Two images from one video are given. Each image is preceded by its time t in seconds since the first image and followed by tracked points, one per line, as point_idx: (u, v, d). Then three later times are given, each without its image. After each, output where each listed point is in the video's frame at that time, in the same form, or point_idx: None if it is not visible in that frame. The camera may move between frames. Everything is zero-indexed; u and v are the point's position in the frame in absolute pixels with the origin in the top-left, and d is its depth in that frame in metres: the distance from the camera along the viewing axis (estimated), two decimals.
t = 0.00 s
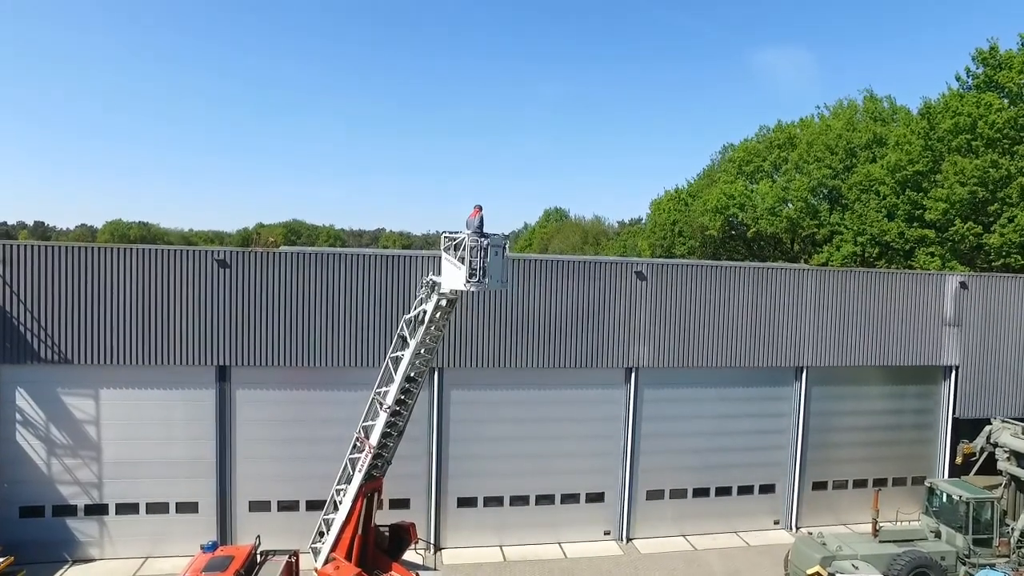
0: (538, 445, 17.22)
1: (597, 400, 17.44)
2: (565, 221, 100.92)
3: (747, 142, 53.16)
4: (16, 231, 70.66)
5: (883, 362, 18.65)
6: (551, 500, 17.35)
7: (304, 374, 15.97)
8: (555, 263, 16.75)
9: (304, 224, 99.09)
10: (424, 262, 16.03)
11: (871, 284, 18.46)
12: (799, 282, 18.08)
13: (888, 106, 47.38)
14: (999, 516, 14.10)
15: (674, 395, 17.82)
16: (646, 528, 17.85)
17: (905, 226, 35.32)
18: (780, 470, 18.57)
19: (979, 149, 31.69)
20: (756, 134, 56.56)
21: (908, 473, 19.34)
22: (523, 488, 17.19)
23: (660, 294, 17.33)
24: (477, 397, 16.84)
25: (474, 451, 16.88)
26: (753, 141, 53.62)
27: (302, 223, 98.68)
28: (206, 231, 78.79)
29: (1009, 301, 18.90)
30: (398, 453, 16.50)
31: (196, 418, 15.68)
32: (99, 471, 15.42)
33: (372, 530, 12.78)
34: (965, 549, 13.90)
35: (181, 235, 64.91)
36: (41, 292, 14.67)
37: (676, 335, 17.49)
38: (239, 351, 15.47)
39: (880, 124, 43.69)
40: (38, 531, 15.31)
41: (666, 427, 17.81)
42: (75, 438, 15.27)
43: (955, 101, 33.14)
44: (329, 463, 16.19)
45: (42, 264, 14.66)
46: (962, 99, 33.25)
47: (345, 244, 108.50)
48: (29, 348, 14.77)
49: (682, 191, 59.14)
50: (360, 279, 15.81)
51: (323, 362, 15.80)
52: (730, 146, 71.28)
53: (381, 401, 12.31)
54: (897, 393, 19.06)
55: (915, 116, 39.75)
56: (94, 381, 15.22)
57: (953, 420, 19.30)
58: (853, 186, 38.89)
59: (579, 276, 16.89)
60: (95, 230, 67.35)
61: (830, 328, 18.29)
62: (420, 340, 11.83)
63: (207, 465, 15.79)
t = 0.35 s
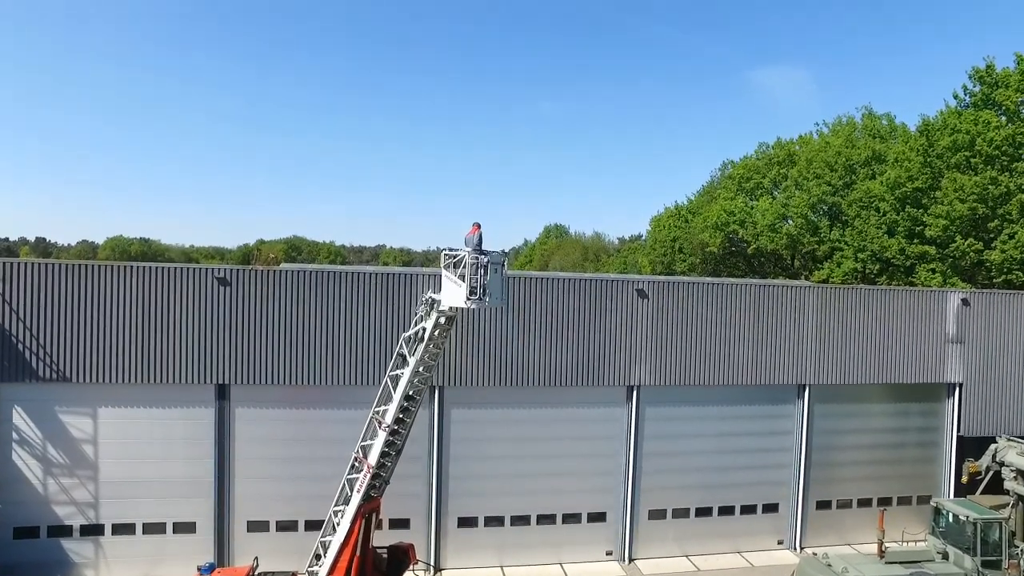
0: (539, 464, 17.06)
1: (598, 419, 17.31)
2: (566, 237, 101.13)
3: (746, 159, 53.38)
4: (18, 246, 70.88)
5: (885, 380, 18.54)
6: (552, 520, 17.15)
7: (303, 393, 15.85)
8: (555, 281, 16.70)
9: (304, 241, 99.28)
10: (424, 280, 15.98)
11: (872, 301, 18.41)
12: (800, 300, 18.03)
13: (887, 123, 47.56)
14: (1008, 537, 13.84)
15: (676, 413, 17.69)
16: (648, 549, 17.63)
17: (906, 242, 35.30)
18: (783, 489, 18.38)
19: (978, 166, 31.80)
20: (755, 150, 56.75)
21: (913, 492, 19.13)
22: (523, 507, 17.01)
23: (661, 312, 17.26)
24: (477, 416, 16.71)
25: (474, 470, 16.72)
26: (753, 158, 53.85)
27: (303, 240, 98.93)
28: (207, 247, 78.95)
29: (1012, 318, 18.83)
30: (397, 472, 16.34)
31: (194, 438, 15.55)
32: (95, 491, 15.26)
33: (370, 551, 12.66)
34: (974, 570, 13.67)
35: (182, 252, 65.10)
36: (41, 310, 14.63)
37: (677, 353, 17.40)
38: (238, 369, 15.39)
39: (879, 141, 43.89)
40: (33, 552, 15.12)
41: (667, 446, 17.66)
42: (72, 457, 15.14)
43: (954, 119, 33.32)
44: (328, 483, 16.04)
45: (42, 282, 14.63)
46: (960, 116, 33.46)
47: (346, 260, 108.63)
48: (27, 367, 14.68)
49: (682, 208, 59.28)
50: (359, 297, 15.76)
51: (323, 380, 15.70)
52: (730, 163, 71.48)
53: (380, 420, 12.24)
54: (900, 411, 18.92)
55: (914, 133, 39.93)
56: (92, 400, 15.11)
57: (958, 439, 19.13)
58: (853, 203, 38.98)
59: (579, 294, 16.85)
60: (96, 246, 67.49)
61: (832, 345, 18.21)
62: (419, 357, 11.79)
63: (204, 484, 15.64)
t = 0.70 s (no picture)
0: (540, 482, 16.90)
1: (600, 436, 17.18)
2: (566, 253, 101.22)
3: (746, 176, 53.56)
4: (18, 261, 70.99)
5: (889, 397, 18.43)
6: (554, 539, 16.96)
7: (303, 410, 15.74)
8: (556, 298, 16.67)
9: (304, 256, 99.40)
10: (424, 297, 15.95)
11: (874, 318, 18.37)
12: (802, 316, 17.98)
13: (886, 140, 47.80)
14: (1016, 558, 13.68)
15: (678, 431, 17.57)
16: (651, 568, 17.41)
17: (906, 258, 35.29)
18: (787, 508, 18.19)
19: (977, 183, 31.95)
20: (755, 167, 56.99)
21: (918, 510, 18.93)
22: (524, 526, 16.82)
23: (662, 329, 17.21)
24: (478, 433, 16.59)
25: (475, 489, 16.55)
26: (752, 175, 54.03)
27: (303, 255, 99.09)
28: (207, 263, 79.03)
29: (1014, 334, 18.78)
30: (398, 490, 16.18)
31: (193, 455, 15.42)
32: (92, 510, 15.09)
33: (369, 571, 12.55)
34: None
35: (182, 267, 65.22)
36: (41, 326, 14.57)
37: (678, 370, 17.32)
38: (238, 387, 15.29)
39: (878, 157, 44.06)
40: (27, 571, 14.93)
41: (670, 464, 17.51)
42: (69, 475, 14.99)
43: (953, 136, 33.60)
44: (327, 501, 15.88)
45: (43, 299, 14.58)
46: (958, 134, 33.79)
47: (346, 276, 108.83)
48: (26, 384, 14.58)
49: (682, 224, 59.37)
50: (359, 314, 15.72)
51: (322, 398, 15.60)
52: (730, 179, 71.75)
53: (379, 439, 12.18)
54: (903, 429, 18.78)
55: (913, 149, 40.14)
56: (90, 417, 15.00)
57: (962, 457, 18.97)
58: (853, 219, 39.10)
59: (580, 311, 16.81)
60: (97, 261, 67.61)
61: (834, 362, 18.14)
62: (419, 375, 11.72)
63: (202, 503, 15.48)
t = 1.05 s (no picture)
0: (542, 501, 16.75)
1: (602, 454, 17.06)
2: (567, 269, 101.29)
3: (746, 192, 53.73)
4: (20, 277, 71.20)
5: (892, 415, 18.32)
6: (556, 559, 16.78)
7: (303, 428, 15.64)
8: (557, 316, 16.66)
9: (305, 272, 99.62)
10: (424, 315, 15.93)
11: (876, 335, 18.32)
12: (803, 334, 17.95)
13: (885, 156, 48.01)
14: None
15: (680, 449, 17.45)
16: None
17: (907, 274, 35.22)
18: (791, 527, 18.01)
19: (977, 199, 32.03)
20: (754, 183, 57.20)
21: (924, 529, 18.73)
22: (526, 546, 16.65)
23: (664, 347, 17.17)
24: (479, 452, 16.47)
25: (476, 508, 16.41)
26: (752, 191, 54.19)
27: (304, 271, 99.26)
28: (208, 279, 79.35)
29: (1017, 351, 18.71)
30: (398, 509, 16.03)
31: (192, 474, 15.30)
32: (89, 530, 14.94)
33: None
34: None
35: (183, 283, 65.47)
36: (42, 344, 14.52)
37: (680, 388, 17.24)
38: (237, 405, 15.21)
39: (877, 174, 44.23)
40: None
41: (672, 483, 17.37)
42: (66, 494, 14.86)
43: (951, 153, 33.76)
44: (327, 520, 15.74)
45: (43, 317, 14.56)
46: (957, 150, 33.96)
47: (347, 292, 108.98)
48: (24, 402, 14.48)
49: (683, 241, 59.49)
50: (359, 332, 15.68)
51: (322, 416, 15.51)
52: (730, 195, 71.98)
53: (379, 459, 12.10)
54: (907, 446, 18.64)
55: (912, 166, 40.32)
56: (89, 435, 14.90)
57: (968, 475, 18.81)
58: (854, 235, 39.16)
59: (582, 328, 16.79)
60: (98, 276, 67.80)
61: (836, 380, 18.07)
62: (419, 393, 11.69)
63: (201, 522, 15.34)
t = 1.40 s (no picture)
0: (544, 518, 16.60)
1: (604, 471, 16.94)
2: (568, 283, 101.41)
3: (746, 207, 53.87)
4: (20, 291, 71.24)
5: (895, 431, 18.23)
6: None
7: (303, 445, 15.55)
8: (559, 332, 16.61)
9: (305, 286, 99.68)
10: (424, 331, 15.90)
11: (878, 351, 18.28)
12: (805, 349, 17.90)
13: (884, 171, 48.14)
14: None
15: (683, 465, 17.33)
16: None
17: (907, 288, 35.25)
18: (794, 544, 17.84)
19: (977, 215, 32.11)
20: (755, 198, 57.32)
21: (929, 547, 18.54)
22: (528, 564, 16.48)
23: (665, 363, 17.13)
24: (480, 468, 16.36)
25: (478, 525, 16.26)
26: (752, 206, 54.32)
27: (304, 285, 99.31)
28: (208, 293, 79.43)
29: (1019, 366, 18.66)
30: (398, 526, 15.88)
31: (191, 491, 15.18)
32: (86, 548, 14.78)
33: None
34: None
35: (183, 297, 65.55)
36: (42, 360, 14.47)
37: (682, 404, 17.16)
38: (237, 421, 15.12)
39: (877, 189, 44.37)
40: None
41: (675, 500, 17.22)
42: (64, 512, 14.71)
43: (949, 168, 33.89)
44: (327, 538, 15.59)
45: (44, 332, 14.52)
46: (954, 165, 34.09)
47: (347, 307, 108.97)
48: (23, 419, 14.40)
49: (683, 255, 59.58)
50: (360, 348, 15.64)
51: (322, 433, 15.41)
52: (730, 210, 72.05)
53: (379, 476, 12.04)
54: (911, 463, 18.51)
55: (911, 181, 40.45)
56: (88, 452, 14.79)
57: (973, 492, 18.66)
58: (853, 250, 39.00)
59: (583, 344, 16.74)
60: (99, 290, 67.87)
61: (838, 396, 18.00)
62: (422, 410, 11.63)
63: (200, 540, 15.20)
